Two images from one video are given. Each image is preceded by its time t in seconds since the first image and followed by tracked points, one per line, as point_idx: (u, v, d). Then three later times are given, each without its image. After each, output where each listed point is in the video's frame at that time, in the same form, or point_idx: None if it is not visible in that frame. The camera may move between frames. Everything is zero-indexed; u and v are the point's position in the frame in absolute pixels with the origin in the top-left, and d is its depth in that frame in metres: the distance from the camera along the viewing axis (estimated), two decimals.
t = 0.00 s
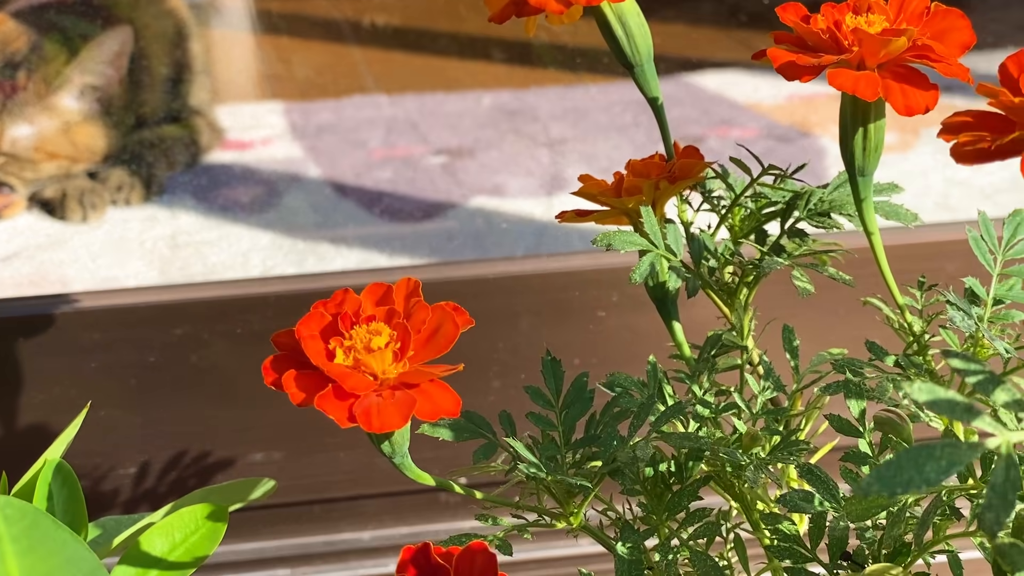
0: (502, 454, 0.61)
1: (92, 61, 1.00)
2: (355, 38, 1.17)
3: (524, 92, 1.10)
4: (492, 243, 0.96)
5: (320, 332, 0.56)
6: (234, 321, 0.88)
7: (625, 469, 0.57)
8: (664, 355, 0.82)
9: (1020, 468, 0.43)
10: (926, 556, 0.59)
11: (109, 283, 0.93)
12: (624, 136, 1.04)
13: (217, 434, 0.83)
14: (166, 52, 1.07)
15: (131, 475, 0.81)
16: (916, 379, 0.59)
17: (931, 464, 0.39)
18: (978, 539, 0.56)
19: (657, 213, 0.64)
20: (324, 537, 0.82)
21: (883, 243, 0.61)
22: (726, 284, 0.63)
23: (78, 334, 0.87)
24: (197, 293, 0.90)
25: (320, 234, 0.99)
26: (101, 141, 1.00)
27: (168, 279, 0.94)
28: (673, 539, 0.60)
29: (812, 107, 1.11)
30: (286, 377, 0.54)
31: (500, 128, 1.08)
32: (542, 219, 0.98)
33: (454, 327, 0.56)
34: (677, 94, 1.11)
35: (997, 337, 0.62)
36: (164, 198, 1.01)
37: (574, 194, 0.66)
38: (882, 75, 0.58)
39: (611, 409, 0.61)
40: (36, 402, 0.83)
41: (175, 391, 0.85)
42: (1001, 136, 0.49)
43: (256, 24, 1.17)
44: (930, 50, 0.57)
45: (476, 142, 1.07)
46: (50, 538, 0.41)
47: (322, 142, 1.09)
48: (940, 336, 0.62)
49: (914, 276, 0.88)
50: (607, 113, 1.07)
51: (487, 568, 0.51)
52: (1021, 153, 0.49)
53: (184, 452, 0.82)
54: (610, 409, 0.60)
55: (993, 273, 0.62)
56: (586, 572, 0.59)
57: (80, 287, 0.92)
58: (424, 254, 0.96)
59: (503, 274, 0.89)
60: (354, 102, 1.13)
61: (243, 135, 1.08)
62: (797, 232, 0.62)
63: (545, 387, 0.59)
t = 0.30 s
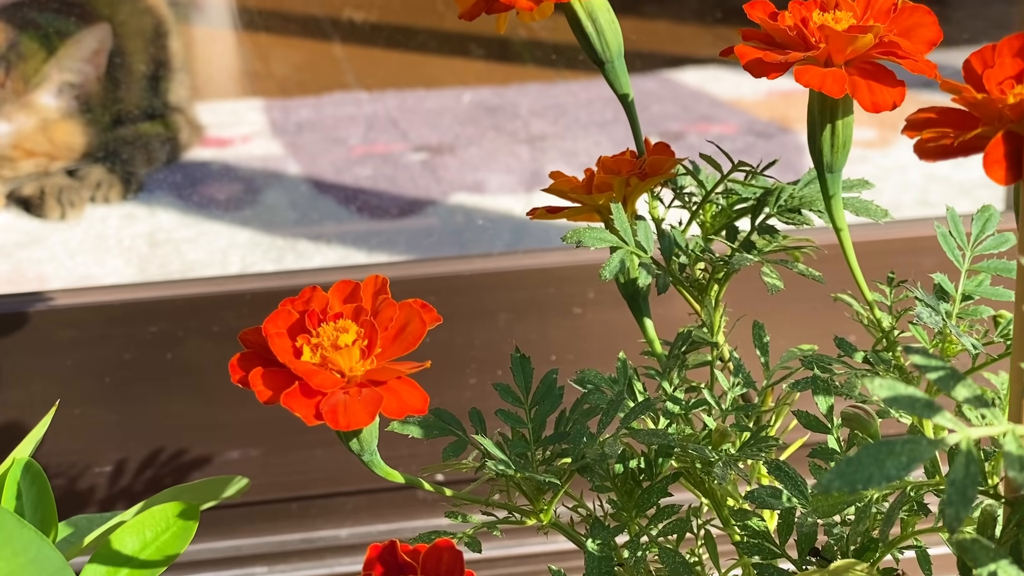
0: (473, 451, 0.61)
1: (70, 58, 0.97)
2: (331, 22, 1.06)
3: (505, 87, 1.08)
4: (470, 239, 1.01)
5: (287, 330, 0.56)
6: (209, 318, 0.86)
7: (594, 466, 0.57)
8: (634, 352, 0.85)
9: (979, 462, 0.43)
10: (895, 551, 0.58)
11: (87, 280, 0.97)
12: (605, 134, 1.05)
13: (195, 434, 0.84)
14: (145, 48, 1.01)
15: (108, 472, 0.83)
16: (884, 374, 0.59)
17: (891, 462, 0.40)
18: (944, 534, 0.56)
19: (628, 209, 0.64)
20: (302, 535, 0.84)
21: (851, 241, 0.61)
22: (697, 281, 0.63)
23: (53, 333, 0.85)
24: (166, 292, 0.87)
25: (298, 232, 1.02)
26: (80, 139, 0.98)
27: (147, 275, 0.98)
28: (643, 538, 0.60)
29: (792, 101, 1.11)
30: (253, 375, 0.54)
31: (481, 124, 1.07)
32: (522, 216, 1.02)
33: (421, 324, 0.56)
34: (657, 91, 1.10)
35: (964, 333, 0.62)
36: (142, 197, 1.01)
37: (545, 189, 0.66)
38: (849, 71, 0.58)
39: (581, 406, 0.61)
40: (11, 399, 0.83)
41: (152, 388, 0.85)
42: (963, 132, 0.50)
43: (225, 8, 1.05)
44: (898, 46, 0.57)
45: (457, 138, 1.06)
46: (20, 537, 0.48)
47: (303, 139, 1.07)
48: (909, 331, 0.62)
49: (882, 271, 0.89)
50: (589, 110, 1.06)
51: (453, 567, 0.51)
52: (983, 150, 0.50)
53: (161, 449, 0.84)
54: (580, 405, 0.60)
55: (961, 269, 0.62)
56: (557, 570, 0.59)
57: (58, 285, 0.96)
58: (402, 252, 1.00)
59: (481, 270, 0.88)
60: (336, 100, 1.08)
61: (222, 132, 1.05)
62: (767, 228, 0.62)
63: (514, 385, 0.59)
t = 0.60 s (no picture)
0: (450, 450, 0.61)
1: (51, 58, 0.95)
2: (313, 20, 1.07)
3: (487, 87, 1.08)
4: (453, 238, 0.99)
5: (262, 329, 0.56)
6: (189, 318, 0.87)
7: (570, 465, 0.57)
8: (611, 350, 0.85)
9: (950, 460, 0.43)
10: (870, 550, 0.59)
11: (67, 280, 0.95)
12: (589, 131, 1.05)
13: (176, 434, 0.85)
14: (127, 50, 1.00)
15: (87, 473, 0.84)
16: (861, 373, 0.59)
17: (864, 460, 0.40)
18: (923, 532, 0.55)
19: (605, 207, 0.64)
20: (282, 535, 0.84)
21: (828, 238, 0.61)
22: (674, 279, 0.63)
23: (31, 332, 0.86)
24: (146, 292, 0.88)
25: (281, 231, 1.00)
26: (61, 138, 0.98)
27: (127, 275, 0.95)
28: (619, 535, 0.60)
29: (774, 99, 1.12)
30: (226, 375, 0.54)
31: (463, 123, 1.07)
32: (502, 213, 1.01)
33: (395, 324, 0.56)
34: (641, 88, 1.09)
35: (941, 331, 0.62)
36: (123, 197, 1.00)
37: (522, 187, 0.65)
38: (825, 69, 0.58)
39: (558, 405, 0.60)
40: None
41: (132, 388, 0.85)
42: (936, 130, 0.50)
43: (208, 7, 1.06)
44: (874, 44, 0.57)
45: (440, 137, 1.07)
46: None
47: (285, 138, 1.07)
48: (886, 329, 0.62)
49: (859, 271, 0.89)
50: (572, 108, 1.07)
51: (427, 568, 0.51)
52: (955, 147, 0.50)
53: (140, 450, 0.85)
54: (557, 404, 0.60)
55: (938, 267, 0.62)
56: (533, 570, 0.57)
57: (38, 285, 0.94)
58: (384, 250, 0.98)
59: (461, 268, 0.89)
60: (318, 99, 1.08)
61: (204, 131, 1.05)
62: (744, 226, 0.62)
63: (490, 383, 0.59)
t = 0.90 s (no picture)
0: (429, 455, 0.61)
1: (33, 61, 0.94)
2: (297, 22, 1.02)
3: (472, 88, 1.07)
4: (435, 242, 1.06)
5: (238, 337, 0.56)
6: (170, 322, 0.88)
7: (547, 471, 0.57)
8: (589, 354, 0.90)
9: (921, 467, 0.44)
10: (848, 554, 0.59)
11: (52, 284, 1.00)
12: (572, 134, 1.08)
13: (156, 439, 0.89)
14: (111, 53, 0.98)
15: (68, 477, 0.87)
16: (839, 378, 0.59)
17: (836, 469, 0.39)
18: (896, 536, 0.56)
19: (583, 213, 0.64)
20: (265, 539, 0.89)
21: (805, 243, 0.61)
22: (652, 284, 0.63)
23: (12, 337, 0.87)
24: (128, 296, 0.90)
25: (263, 235, 1.05)
26: (44, 141, 0.97)
27: (113, 278, 1.02)
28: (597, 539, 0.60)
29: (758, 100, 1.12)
30: (202, 383, 0.53)
31: (446, 126, 1.07)
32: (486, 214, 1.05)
33: (371, 331, 0.56)
34: (625, 91, 1.10)
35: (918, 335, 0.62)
36: (107, 201, 1.02)
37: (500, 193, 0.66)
38: (801, 75, 0.58)
39: (535, 411, 0.61)
40: None
41: (114, 393, 0.88)
42: (909, 137, 0.49)
43: (191, 6, 1.00)
44: (849, 50, 0.57)
45: (423, 140, 1.07)
46: None
47: (269, 141, 1.07)
48: (863, 334, 0.62)
49: (835, 274, 0.92)
50: (556, 110, 1.08)
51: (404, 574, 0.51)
52: (927, 156, 0.49)
53: (122, 454, 0.88)
54: (534, 411, 0.60)
55: (915, 271, 0.62)
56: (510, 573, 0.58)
57: (23, 290, 0.99)
58: (366, 253, 1.05)
59: (444, 273, 0.91)
60: (302, 100, 1.06)
61: (187, 133, 1.04)
62: (721, 231, 0.62)
63: (468, 389, 0.59)
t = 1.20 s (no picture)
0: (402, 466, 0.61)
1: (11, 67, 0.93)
2: (279, 25, 1.02)
3: (454, 92, 1.07)
4: (416, 249, 1.05)
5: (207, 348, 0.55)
6: (148, 330, 0.90)
7: (519, 483, 0.57)
8: (564, 363, 0.92)
9: (884, 480, 0.43)
10: (819, 564, 0.59)
11: (31, 291, 0.99)
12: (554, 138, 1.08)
13: (132, 448, 0.90)
14: (92, 58, 0.97)
15: (45, 487, 0.88)
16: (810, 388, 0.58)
17: (799, 481, 0.38)
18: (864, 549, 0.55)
19: (556, 223, 0.64)
20: (243, 547, 0.90)
21: (777, 252, 0.61)
22: (625, 294, 0.63)
23: None
24: (106, 303, 0.91)
25: (244, 241, 1.04)
26: (24, 146, 0.97)
27: (92, 285, 1.00)
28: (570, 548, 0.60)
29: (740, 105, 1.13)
30: (171, 395, 0.53)
31: (428, 130, 1.08)
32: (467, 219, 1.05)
33: (340, 343, 0.56)
34: (607, 95, 1.10)
35: (890, 343, 0.62)
36: (87, 206, 1.01)
37: (473, 201, 0.65)
38: (773, 84, 0.58)
39: (508, 421, 0.60)
40: None
41: (89, 402, 0.89)
42: (876, 148, 0.49)
43: (174, 11, 0.99)
44: (821, 59, 0.57)
45: (404, 144, 1.08)
46: None
47: (250, 146, 1.06)
48: (836, 342, 0.62)
49: (810, 281, 0.93)
50: (538, 115, 1.08)
51: None
52: (893, 167, 0.50)
53: (100, 463, 0.89)
54: (507, 421, 0.60)
55: (887, 280, 0.62)
56: None
57: None
58: (347, 258, 1.05)
59: (418, 280, 0.93)
60: (284, 105, 1.07)
61: (169, 138, 1.03)
62: (694, 241, 0.62)
63: (439, 400, 0.59)
